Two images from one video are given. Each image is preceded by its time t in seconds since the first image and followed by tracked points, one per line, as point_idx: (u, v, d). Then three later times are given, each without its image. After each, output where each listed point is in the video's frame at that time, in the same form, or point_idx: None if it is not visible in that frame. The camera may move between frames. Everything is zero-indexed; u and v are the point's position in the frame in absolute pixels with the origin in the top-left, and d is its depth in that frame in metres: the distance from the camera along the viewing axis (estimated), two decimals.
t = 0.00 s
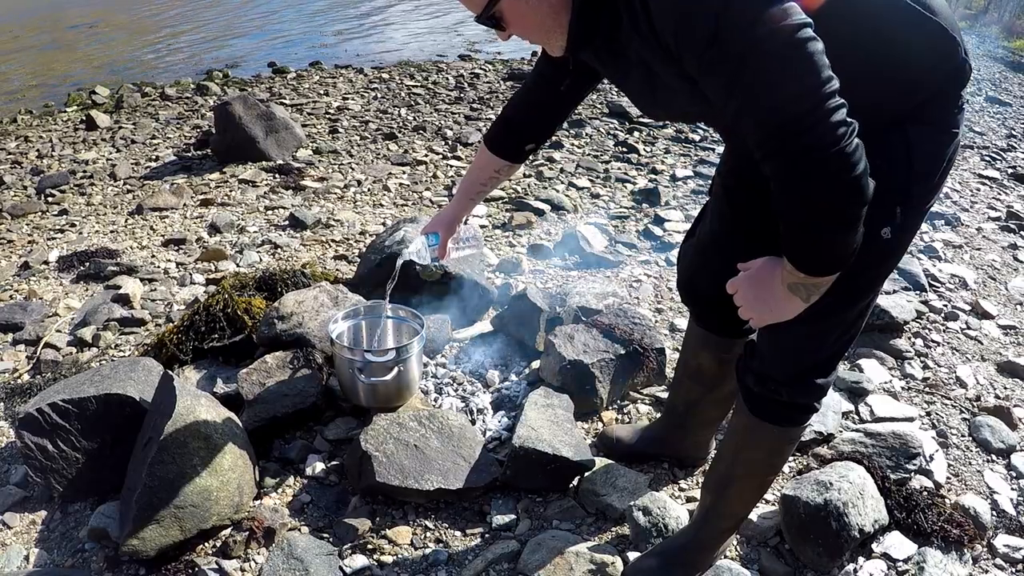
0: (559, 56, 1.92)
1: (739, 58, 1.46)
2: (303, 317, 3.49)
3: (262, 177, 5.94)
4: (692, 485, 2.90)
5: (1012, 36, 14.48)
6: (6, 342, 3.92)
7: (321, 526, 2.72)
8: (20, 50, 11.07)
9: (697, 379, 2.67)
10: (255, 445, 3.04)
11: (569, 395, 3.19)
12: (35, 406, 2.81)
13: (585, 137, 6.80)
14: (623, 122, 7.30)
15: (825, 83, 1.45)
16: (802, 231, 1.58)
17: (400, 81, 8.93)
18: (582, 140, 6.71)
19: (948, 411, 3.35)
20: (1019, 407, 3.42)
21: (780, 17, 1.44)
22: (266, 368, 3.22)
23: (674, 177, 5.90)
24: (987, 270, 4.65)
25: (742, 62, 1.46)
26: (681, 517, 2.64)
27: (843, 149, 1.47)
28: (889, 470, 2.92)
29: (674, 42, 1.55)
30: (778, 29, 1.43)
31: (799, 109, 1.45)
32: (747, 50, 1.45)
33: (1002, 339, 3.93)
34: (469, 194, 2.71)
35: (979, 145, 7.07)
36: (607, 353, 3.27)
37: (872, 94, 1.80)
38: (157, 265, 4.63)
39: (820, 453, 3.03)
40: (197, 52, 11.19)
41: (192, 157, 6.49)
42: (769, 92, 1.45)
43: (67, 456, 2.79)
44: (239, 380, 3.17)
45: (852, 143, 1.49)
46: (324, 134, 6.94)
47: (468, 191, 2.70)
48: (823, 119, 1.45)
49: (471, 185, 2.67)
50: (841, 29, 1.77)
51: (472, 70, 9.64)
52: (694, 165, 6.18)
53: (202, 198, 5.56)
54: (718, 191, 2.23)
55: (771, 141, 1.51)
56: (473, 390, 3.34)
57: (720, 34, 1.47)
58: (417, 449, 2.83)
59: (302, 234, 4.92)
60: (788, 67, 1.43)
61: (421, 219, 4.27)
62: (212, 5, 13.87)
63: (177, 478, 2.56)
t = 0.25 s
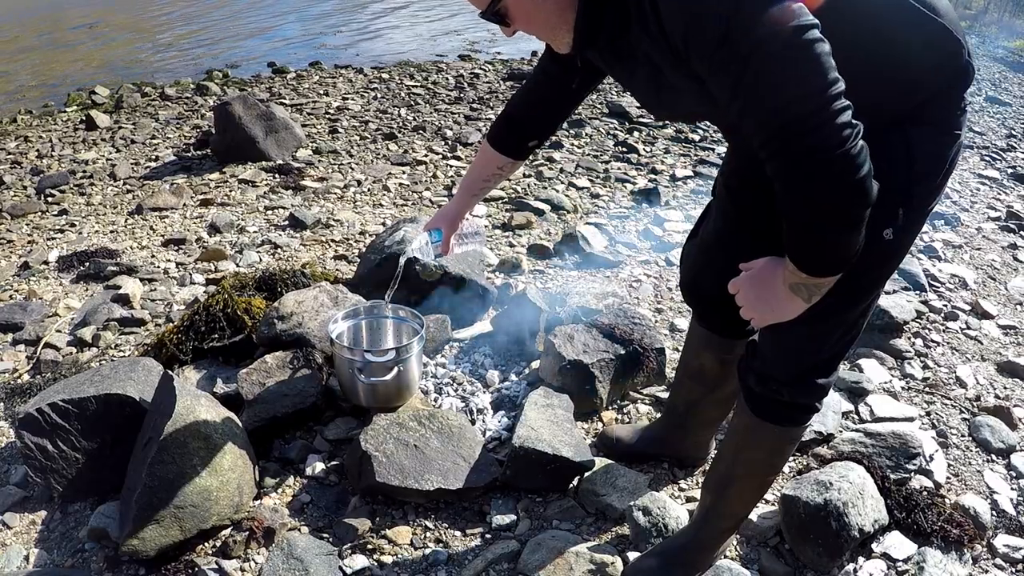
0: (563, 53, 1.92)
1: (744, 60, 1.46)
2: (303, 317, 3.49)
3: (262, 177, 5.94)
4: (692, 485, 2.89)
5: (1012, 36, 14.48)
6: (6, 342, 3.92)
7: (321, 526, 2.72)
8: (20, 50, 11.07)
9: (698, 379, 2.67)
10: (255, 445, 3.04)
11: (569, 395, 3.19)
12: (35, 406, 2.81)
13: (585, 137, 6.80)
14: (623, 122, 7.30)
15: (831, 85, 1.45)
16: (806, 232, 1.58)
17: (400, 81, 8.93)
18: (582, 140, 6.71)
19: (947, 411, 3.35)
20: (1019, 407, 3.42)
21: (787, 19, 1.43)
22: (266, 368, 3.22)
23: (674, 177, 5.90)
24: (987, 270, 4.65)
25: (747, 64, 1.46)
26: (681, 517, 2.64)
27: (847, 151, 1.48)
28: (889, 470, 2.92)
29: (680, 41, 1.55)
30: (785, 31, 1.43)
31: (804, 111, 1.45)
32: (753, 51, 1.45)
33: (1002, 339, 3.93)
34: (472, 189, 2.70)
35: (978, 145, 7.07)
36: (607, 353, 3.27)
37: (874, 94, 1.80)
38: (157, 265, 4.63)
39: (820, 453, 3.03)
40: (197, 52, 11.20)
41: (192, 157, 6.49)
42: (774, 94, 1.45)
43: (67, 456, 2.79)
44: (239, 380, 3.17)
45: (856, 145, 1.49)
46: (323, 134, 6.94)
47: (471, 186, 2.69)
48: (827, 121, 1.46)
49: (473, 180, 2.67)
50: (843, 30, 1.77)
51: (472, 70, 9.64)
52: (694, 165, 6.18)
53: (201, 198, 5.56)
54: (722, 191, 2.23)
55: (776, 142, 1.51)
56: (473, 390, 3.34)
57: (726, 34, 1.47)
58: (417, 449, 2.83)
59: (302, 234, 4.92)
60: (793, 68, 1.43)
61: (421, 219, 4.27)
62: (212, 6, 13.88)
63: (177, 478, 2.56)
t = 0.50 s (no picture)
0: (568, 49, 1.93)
1: (749, 60, 1.46)
2: (303, 317, 3.50)
3: (262, 177, 5.94)
4: (692, 484, 2.89)
5: (1011, 36, 14.48)
6: (6, 342, 3.92)
7: (321, 527, 2.72)
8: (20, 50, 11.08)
9: (699, 379, 2.66)
10: (255, 445, 3.04)
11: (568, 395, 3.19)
12: (34, 407, 2.81)
13: (584, 137, 6.80)
14: (623, 122, 7.30)
15: (836, 86, 1.45)
16: (810, 232, 1.58)
17: (400, 81, 8.93)
18: (581, 140, 6.71)
19: (947, 411, 3.35)
20: (1018, 406, 3.42)
21: (792, 20, 1.43)
22: (265, 368, 3.22)
23: (674, 177, 5.90)
24: (986, 270, 4.65)
25: (752, 64, 1.46)
26: (680, 517, 2.64)
27: (852, 152, 1.48)
28: (889, 469, 2.92)
29: (685, 41, 1.55)
30: (790, 32, 1.43)
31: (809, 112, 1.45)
32: (758, 51, 1.44)
33: (1001, 339, 3.93)
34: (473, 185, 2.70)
35: (978, 144, 7.07)
36: (607, 353, 3.28)
37: (876, 94, 1.80)
38: (157, 265, 4.63)
39: (820, 453, 3.03)
40: (196, 52, 11.20)
41: (191, 157, 6.49)
42: (779, 94, 1.45)
43: (67, 456, 2.79)
44: (239, 380, 3.17)
45: (861, 146, 1.49)
46: (323, 134, 6.94)
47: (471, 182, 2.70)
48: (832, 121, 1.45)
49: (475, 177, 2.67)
50: (844, 30, 1.77)
51: (471, 70, 9.64)
52: (694, 164, 6.18)
53: (201, 198, 5.56)
54: (724, 191, 2.23)
55: (781, 142, 1.51)
56: (472, 390, 3.35)
57: (731, 34, 1.47)
58: (417, 449, 2.83)
59: (302, 234, 4.92)
60: (799, 69, 1.43)
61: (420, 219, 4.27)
62: (212, 6, 13.88)
63: (177, 478, 2.56)
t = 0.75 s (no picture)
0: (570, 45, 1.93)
1: (752, 59, 1.46)
2: (302, 317, 3.50)
3: (261, 177, 5.94)
4: (692, 484, 2.89)
5: (1010, 36, 14.49)
6: (5, 342, 3.92)
7: (320, 527, 2.72)
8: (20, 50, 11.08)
9: (699, 379, 2.66)
10: (254, 445, 3.04)
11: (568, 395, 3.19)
12: (34, 407, 2.81)
13: (584, 137, 6.80)
14: (622, 122, 7.30)
15: (840, 87, 1.45)
16: (811, 232, 1.58)
17: (400, 81, 8.93)
18: (581, 140, 6.71)
19: (947, 411, 3.36)
20: (1018, 406, 3.42)
21: (796, 20, 1.43)
22: (265, 368, 3.22)
23: (674, 177, 5.90)
24: (986, 270, 4.65)
25: (756, 64, 1.46)
26: (680, 517, 2.64)
27: (854, 152, 1.48)
28: (888, 469, 2.92)
29: (687, 40, 1.55)
30: (794, 32, 1.43)
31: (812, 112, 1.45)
32: (762, 50, 1.44)
33: (1001, 339, 3.93)
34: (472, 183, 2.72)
35: (978, 144, 7.08)
36: (606, 353, 3.28)
37: (877, 94, 1.80)
38: (157, 265, 4.63)
39: (820, 453, 3.03)
40: (196, 52, 11.20)
41: (191, 157, 6.49)
42: (783, 93, 1.45)
43: (66, 456, 2.78)
44: (238, 380, 3.17)
45: (864, 147, 1.50)
46: (323, 134, 6.94)
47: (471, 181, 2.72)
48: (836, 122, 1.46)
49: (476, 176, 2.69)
50: (845, 30, 1.77)
51: (471, 70, 9.64)
52: (694, 164, 6.18)
53: (201, 198, 5.56)
54: (725, 191, 2.23)
55: (783, 142, 1.51)
56: (472, 390, 3.35)
57: (733, 34, 1.47)
58: (416, 449, 2.83)
59: (301, 234, 4.92)
60: (803, 69, 1.43)
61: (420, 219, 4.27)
62: (211, 6, 13.88)
63: (177, 478, 2.56)
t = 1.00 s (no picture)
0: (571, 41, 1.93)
1: (754, 60, 1.46)
2: (302, 317, 3.50)
3: (261, 177, 5.94)
4: (692, 485, 2.89)
5: (1010, 36, 14.49)
6: (6, 342, 3.92)
7: (321, 527, 2.72)
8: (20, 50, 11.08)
9: (700, 379, 2.66)
10: (254, 445, 3.04)
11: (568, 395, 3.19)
12: (34, 407, 2.81)
13: (584, 137, 6.80)
14: (623, 122, 7.30)
15: (843, 86, 1.45)
16: (813, 232, 1.58)
17: (400, 81, 8.93)
18: (581, 140, 6.71)
19: (947, 411, 3.36)
20: (1019, 407, 3.42)
21: (797, 20, 1.43)
22: (265, 368, 3.22)
23: (674, 177, 5.90)
24: (986, 270, 4.65)
25: (758, 64, 1.46)
26: (680, 517, 2.64)
27: (856, 153, 1.48)
28: (889, 470, 2.92)
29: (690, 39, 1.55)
30: (794, 32, 1.43)
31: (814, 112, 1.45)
32: (763, 51, 1.45)
33: (1001, 339, 3.93)
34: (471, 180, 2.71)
35: (978, 144, 7.08)
36: (606, 353, 3.28)
37: (877, 94, 1.80)
38: (157, 265, 4.63)
39: (820, 453, 3.03)
40: (196, 52, 11.20)
41: (191, 157, 6.49)
42: (785, 93, 1.45)
43: (66, 456, 2.79)
44: (239, 380, 3.17)
45: (866, 147, 1.50)
46: (323, 134, 6.94)
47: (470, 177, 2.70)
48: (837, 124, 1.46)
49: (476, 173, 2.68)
50: (846, 30, 1.77)
51: (471, 70, 9.64)
52: (694, 164, 6.19)
53: (201, 198, 5.56)
54: (726, 192, 2.23)
55: (785, 141, 1.51)
56: (472, 390, 3.35)
57: (735, 34, 1.47)
58: (416, 449, 2.83)
59: (302, 234, 4.92)
60: (803, 69, 1.43)
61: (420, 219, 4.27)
62: (212, 6, 13.88)
63: (177, 478, 2.56)
